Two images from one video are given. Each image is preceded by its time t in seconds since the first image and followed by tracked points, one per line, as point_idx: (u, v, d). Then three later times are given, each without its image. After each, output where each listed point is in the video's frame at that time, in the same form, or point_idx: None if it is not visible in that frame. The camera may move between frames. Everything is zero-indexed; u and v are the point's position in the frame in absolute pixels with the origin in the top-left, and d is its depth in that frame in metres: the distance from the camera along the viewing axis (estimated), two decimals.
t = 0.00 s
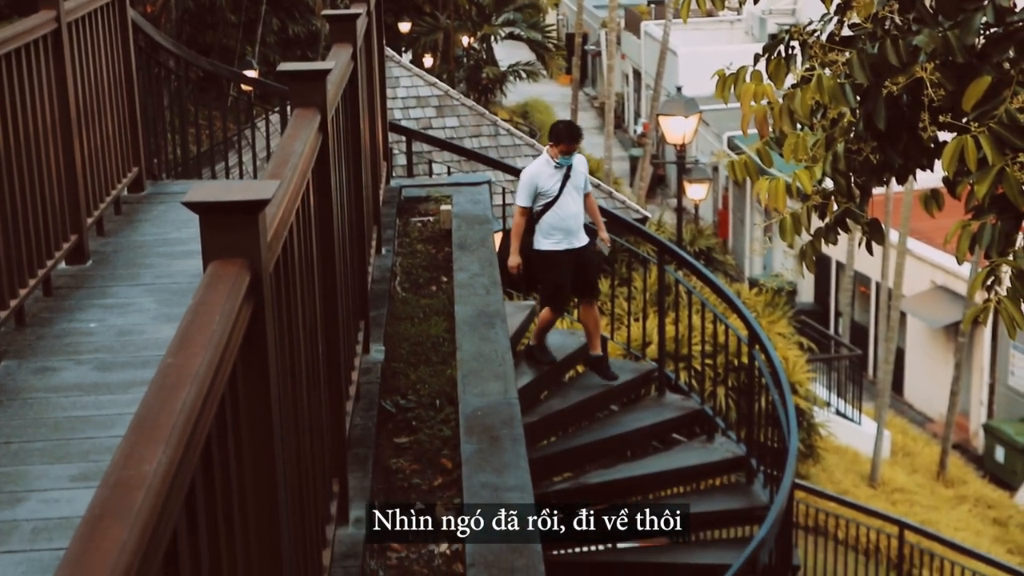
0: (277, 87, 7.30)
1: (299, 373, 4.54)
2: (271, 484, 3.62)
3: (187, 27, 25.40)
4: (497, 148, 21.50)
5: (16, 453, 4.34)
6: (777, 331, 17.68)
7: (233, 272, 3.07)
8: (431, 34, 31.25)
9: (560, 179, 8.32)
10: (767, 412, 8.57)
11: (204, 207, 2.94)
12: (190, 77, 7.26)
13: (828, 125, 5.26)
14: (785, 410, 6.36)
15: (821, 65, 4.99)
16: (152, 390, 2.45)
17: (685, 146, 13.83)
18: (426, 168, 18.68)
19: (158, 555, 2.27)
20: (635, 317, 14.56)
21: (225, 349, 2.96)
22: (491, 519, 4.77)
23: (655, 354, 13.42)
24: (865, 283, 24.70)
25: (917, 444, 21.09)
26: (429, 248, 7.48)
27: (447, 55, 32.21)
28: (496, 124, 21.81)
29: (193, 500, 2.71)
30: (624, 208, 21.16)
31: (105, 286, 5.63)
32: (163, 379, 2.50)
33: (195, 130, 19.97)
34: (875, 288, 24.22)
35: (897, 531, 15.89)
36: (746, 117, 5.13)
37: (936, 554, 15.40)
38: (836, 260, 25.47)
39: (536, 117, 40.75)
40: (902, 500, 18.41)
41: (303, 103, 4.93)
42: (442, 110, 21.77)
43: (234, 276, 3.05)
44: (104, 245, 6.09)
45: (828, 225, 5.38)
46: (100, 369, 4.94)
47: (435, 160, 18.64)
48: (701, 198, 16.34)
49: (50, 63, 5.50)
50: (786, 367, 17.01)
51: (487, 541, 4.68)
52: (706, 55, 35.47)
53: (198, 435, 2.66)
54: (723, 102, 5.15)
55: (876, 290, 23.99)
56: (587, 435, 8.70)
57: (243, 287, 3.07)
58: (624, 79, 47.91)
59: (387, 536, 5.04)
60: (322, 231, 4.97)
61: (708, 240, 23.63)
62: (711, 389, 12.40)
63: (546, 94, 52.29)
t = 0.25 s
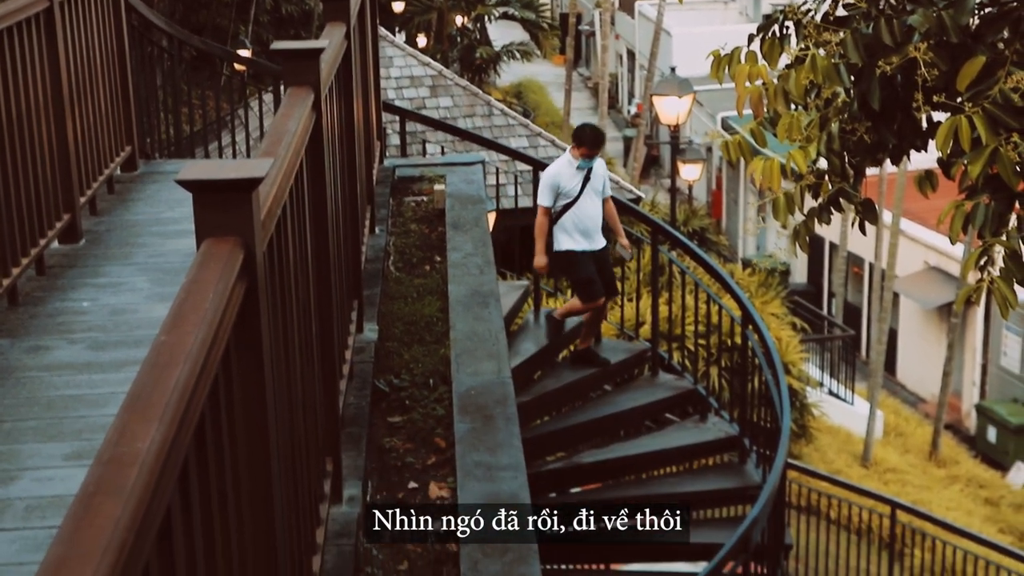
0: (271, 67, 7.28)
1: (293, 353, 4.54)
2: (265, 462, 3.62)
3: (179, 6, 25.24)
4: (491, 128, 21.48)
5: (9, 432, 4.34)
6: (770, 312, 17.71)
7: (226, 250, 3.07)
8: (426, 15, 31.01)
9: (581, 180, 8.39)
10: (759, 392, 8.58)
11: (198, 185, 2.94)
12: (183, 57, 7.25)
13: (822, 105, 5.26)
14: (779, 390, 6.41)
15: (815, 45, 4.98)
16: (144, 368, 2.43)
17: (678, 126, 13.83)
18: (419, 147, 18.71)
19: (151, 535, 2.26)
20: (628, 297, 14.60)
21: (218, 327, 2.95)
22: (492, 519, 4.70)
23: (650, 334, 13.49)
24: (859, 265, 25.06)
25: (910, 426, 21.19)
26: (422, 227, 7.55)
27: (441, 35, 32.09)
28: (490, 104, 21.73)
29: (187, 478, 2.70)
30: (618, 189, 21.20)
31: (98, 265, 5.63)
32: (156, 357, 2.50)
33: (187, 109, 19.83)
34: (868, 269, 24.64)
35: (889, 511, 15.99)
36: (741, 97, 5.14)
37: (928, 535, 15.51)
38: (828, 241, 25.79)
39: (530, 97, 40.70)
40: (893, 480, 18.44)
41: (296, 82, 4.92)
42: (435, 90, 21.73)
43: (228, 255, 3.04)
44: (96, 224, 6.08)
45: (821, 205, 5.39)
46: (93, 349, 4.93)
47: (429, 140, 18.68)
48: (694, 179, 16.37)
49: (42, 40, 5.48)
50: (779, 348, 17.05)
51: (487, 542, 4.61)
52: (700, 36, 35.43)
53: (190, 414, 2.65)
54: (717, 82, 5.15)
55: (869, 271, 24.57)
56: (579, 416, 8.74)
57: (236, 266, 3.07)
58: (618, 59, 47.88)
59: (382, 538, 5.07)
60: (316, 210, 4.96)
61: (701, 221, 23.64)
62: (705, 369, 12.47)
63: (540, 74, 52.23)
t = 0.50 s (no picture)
0: (266, 47, 7.26)
1: (286, 333, 4.54)
2: (258, 440, 3.62)
3: None
4: (485, 110, 21.44)
5: (2, 412, 4.33)
6: (764, 295, 17.72)
7: (221, 230, 3.07)
8: None
9: (591, 166, 8.40)
10: (752, 375, 8.56)
11: (191, 165, 2.94)
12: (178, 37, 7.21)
13: (817, 88, 5.27)
14: (773, 374, 6.45)
15: (811, 28, 4.97)
16: (138, 348, 2.43)
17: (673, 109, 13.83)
18: (414, 128, 18.69)
19: (144, 514, 2.26)
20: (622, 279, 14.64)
21: (213, 308, 2.95)
22: (491, 519, 4.75)
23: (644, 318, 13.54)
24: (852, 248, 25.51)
25: (902, 409, 21.30)
26: (416, 210, 7.59)
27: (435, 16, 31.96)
28: (485, 86, 21.76)
29: (181, 457, 2.70)
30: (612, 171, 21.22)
31: (91, 246, 5.61)
32: (150, 335, 2.50)
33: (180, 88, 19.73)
34: (861, 253, 25.02)
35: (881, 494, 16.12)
36: (735, 80, 5.14)
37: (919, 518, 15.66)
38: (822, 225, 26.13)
39: (524, 80, 40.65)
40: (885, 464, 18.52)
41: (290, 61, 4.91)
42: (430, 71, 21.68)
43: (222, 234, 3.05)
44: (90, 204, 6.07)
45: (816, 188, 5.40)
46: (87, 329, 4.93)
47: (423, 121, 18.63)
48: (689, 162, 16.38)
49: (36, 18, 5.46)
50: (772, 331, 17.09)
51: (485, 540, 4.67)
52: (695, 19, 35.40)
53: (184, 394, 2.65)
54: (713, 65, 5.15)
55: (862, 253, 25.00)
56: (571, 398, 8.74)
57: (230, 246, 3.07)
58: (613, 42, 47.83)
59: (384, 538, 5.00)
60: (311, 190, 4.96)
61: (695, 204, 23.65)
62: (697, 351, 12.56)
63: (534, 56, 52.15)
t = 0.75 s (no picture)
0: (259, 22, 7.23)
1: (280, 310, 4.53)
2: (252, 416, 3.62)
3: None
4: (479, 87, 21.41)
5: None
6: (758, 273, 17.73)
7: (214, 206, 3.05)
8: None
9: (598, 171, 8.24)
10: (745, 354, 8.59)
11: (184, 140, 2.92)
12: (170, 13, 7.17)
13: (812, 64, 5.26)
14: (765, 350, 6.50)
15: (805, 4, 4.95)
16: (131, 323, 2.42)
17: (668, 87, 13.83)
18: (408, 105, 18.65)
19: (138, 490, 2.25)
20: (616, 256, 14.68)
21: (206, 283, 2.95)
22: (491, 519, 4.69)
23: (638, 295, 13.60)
24: (846, 226, 25.95)
25: (895, 387, 21.44)
26: (410, 185, 7.76)
27: None
28: (479, 63, 21.71)
29: (174, 433, 2.70)
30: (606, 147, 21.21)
31: (84, 222, 5.60)
32: (144, 310, 2.49)
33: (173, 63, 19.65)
34: (856, 231, 25.56)
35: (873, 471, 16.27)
36: (730, 56, 5.12)
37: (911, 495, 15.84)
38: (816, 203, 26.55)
39: (519, 56, 40.58)
40: (879, 441, 18.60)
41: (284, 37, 4.88)
42: (424, 48, 21.64)
43: (215, 210, 3.03)
44: (83, 180, 6.07)
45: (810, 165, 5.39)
46: (80, 305, 4.91)
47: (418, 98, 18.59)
48: (683, 139, 16.37)
49: None
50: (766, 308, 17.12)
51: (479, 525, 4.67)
52: None
53: (177, 369, 2.64)
54: (707, 41, 5.13)
55: (857, 232, 25.40)
56: (564, 375, 8.79)
57: (224, 221, 3.05)
58: (607, 19, 47.81)
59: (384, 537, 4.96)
60: (305, 167, 4.95)
61: (690, 182, 23.64)
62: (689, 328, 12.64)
63: (529, 32, 52.10)
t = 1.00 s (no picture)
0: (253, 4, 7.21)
1: (275, 291, 4.53)
2: (247, 395, 3.61)
3: None
4: (474, 69, 21.37)
5: None
6: (753, 256, 17.74)
7: (209, 186, 3.05)
8: None
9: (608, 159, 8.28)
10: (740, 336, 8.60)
11: (179, 120, 2.92)
12: None
13: (807, 46, 5.25)
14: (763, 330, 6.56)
15: None
16: (126, 303, 2.42)
17: (663, 69, 13.82)
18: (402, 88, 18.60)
19: (134, 470, 2.25)
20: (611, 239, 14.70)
21: (201, 263, 2.94)
22: (488, 505, 4.69)
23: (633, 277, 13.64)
24: (841, 208, 26.09)
25: (890, 368, 21.53)
26: (406, 168, 7.98)
27: None
28: (474, 45, 21.68)
29: (169, 411, 2.69)
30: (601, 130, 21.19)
31: (79, 203, 5.59)
32: (139, 290, 2.48)
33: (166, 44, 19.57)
34: (850, 213, 25.68)
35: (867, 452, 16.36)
36: (725, 37, 5.11)
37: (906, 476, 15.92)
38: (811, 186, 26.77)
39: (513, 38, 40.52)
40: (873, 423, 18.66)
41: (279, 18, 4.87)
42: (419, 30, 21.58)
43: (210, 190, 3.03)
44: (78, 161, 6.06)
45: (805, 147, 5.39)
46: (75, 287, 4.90)
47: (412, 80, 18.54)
48: (678, 122, 16.37)
49: None
50: (760, 292, 17.14)
51: (473, 513, 4.65)
52: None
53: (172, 350, 2.63)
54: (702, 22, 5.12)
55: (851, 215, 25.57)
56: (560, 357, 8.86)
57: (219, 202, 3.05)
58: None
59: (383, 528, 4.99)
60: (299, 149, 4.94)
61: (684, 165, 23.62)
62: (686, 310, 12.71)
63: (523, 14, 52.06)
